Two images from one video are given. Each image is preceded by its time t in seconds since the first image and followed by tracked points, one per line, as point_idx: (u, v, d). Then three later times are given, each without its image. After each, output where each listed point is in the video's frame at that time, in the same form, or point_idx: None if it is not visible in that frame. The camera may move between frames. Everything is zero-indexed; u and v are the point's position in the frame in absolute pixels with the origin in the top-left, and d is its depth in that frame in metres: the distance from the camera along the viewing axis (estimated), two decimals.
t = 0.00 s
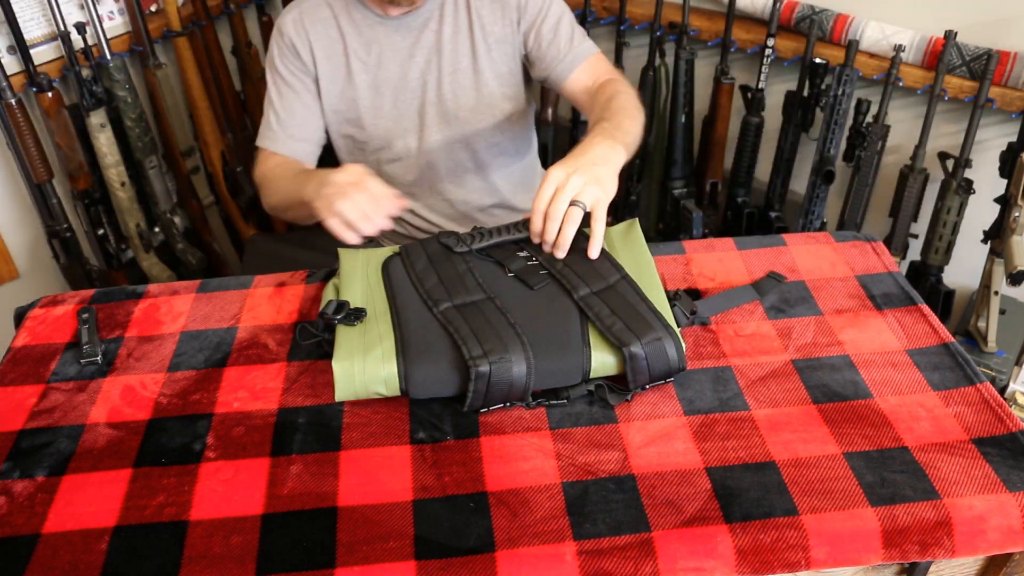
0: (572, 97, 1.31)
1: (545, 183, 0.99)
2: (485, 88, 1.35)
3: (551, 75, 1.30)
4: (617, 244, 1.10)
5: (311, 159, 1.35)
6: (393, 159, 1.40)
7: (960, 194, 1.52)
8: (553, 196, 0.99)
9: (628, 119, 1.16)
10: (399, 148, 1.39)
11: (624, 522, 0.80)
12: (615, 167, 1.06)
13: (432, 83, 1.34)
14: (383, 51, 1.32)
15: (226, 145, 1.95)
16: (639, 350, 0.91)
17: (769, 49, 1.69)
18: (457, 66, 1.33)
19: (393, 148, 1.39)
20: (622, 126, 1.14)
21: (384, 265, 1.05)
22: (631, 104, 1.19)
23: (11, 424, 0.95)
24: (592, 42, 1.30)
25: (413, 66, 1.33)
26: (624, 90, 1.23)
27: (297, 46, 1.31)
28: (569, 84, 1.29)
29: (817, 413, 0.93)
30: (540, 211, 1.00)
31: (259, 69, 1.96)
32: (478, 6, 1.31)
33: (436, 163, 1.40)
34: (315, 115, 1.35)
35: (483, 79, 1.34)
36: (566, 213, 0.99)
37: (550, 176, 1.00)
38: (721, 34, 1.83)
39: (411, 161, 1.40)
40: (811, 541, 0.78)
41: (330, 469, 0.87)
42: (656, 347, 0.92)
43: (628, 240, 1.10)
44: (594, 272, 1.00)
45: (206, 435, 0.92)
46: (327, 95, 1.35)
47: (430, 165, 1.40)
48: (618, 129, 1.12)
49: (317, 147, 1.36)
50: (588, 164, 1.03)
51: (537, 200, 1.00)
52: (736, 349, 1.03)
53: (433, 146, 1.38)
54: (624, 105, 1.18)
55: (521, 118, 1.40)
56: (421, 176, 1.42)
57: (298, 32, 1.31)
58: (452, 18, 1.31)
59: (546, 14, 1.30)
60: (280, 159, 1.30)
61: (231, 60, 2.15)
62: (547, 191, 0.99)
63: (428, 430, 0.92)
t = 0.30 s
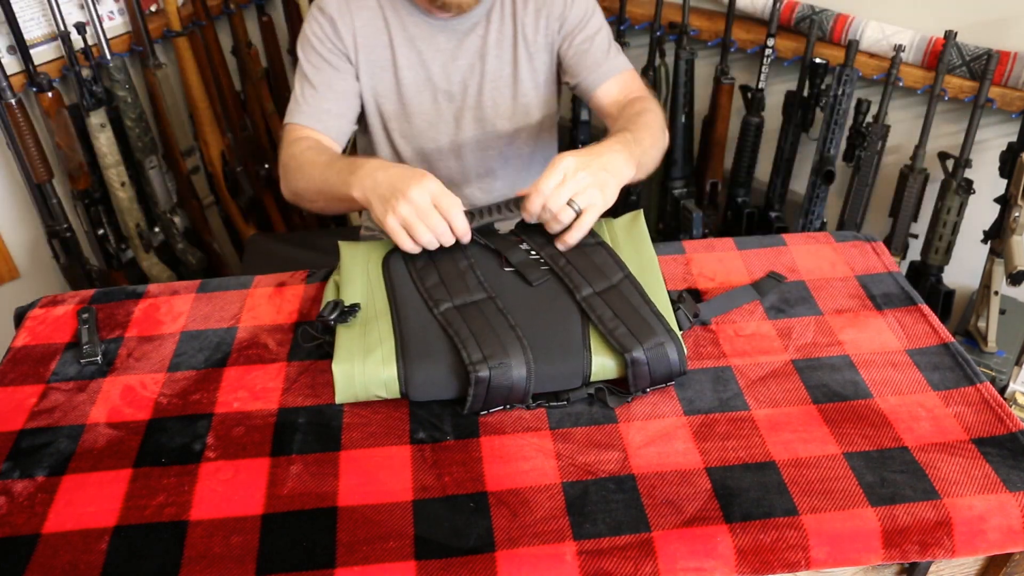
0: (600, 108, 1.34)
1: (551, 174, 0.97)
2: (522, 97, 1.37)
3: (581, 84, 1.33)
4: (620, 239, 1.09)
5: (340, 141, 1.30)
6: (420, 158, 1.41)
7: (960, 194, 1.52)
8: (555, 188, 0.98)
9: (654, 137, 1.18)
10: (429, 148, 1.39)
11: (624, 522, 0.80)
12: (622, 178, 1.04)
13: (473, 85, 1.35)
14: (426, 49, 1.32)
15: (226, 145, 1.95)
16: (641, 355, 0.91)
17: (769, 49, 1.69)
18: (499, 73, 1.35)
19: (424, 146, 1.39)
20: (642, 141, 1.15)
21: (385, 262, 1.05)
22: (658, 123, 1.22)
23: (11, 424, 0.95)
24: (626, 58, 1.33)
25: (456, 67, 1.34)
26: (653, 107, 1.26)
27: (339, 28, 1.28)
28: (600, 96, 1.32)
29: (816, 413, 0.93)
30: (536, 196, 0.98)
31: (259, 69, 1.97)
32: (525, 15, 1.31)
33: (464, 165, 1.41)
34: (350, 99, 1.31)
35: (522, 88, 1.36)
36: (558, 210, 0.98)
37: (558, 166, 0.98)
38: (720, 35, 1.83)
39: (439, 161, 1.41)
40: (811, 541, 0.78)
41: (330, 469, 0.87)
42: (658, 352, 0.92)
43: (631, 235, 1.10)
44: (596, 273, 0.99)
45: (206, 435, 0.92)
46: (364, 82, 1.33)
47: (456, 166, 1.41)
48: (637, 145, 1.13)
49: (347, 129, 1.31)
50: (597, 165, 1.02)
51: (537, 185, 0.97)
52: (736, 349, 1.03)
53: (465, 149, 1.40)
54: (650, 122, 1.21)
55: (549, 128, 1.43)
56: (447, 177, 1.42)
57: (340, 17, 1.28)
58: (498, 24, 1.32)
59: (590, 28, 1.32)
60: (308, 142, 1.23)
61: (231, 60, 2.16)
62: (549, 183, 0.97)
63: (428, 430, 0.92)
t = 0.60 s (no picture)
0: (616, 120, 1.36)
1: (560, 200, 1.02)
2: (542, 106, 1.37)
3: (600, 95, 1.35)
4: (618, 239, 1.10)
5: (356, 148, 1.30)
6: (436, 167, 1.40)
7: (960, 194, 1.52)
8: (563, 212, 1.02)
9: (665, 154, 1.21)
10: (446, 157, 1.39)
11: (624, 522, 0.80)
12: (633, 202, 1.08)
13: (494, 93, 1.35)
14: (447, 56, 1.32)
15: (226, 145, 1.96)
16: (639, 354, 0.91)
17: (769, 49, 1.69)
18: (520, 81, 1.35)
19: (442, 155, 1.38)
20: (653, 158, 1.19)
21: (384, 262, 1.05)
22: (672, 140, 1.25)
23: (11, 424, 0.95)
24: (645, 72, 1.35)
25: (477, 75, 1.34)
26: (667, 123, 1.28)
27: (359, 35, 1.28)
28: (617, 109, 1.34)
29: (816, 413, 0.93)
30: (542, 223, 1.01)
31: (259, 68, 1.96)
32: (549, 23, 1.32)
33: (480, 174, 1.40)
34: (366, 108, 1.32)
35: (542, 98, 1.36)
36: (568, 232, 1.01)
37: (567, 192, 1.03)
38: (720, 34, 1.83)
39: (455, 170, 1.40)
40: (811, 541, 0.78)
41: (330, 469, 0.87)
42: (656, 350, 0.92)
43: (629, 235, 1.10)
44: (595, 273, 1.00)
45: (206, 435, 0.92)
46: (382, 89, 1.33)
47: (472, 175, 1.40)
48: (650, 160, 1.17)
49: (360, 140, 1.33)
50: (609, 189, 1.06)
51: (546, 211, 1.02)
52: (736, 349, 1.03)
53: (483, 158, 1.39)
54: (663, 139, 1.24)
55: (565, 138, 1.43)
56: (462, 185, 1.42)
57: (362, 22, 1.28)
58: (521, 32, 1.33)
59: (614, 39, 1.34)
60: (321, 151, 1.28)
61: (231, 60, 2.16)
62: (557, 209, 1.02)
63: (428, 430, 0.92)
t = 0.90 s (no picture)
0: (610, 115, 1.35)
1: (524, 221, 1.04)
2: (538, 106, 1.36)
3: (594, 92, 1.34)
4: (618, 245, 1.10)
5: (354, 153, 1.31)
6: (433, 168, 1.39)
7: (960, 194, 1.52)
8: (534, 230, 1.03)
9: (646, 149, 1.21)
10: (441, 158, 1.38)
11: (624, 522, 0.80)
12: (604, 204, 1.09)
13: (490, 93, 1.35)
14: (442, 58, 1.32)
15: (226, 145, 1.96)
16: (638, 351, 0.91)
17: (769, 49, 1.69)
18: (515, 81, 1.35)
19: (438, 156, 1.38)
20: (634, 155, 1.19)
21: (385, 264, 1.05)
22: (659, 136, 1.24)
23: (11, 424, 0.95)
24: (640, 66, 1.34)
25: (473, 75, 1.34)
26: (658, 120, 1.27)
27: (352, 41, 1.28)
28: (610, 104, 1.33)
29: (817, 413, 0.93)
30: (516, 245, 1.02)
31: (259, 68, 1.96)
32: (544, 23, 1.33)
33: (477, 174, 1.39)
34: (359, 112, 1.34)
35: (538, 98, 1.36)
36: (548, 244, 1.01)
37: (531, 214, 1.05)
38: (720, 34, 1.83)
39: (451, 171, 1.39)
40: (811, 541, 0.78)
41: (330, 469, 0.87)
42: (655, 348, 0.92)
43: (629, 240, 1.10)
44: (594, 274, 1.00)
45: (206, 435, 0.92)
46: (376, 92, 1.33)
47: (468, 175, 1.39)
48: (626, 158, 1.18)
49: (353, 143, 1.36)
50: (576, 197, 1.08)
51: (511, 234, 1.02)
52: (736, 349, 1.03)
53: (479, 158, 1.38)
54: (653, 137, 1.24)
55: (562, 135, 1.42)
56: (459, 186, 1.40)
57: (356, 26, 1.28)
58: (516, 33, 1.33)
59: (608, 36, 1.33)
60: (322, 158, 1.31)
61: (231, 61, 2.16)
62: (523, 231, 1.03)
63: (428, 430, 0.92)
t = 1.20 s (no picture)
0: (598, 113, 1.33)
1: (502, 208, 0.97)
2: (527, 102, 1.36)
3: (584, 91, 1.33)
4: (618, 246, 1.09)
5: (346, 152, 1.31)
6: (423, 167, 1.39)
7: (960, 194, 1.52)
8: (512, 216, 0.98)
9: (631, 150, 1.17)
10: (431, 154, 1.38)
11: (624, 522, 0.80)
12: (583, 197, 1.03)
13: (479, 90, 1.34)
14: (429, 55, 1.31)
15: (226, 145, 1.96)
16: (638, 351, 0.91)
17: (769, 49, 1.69)
18: (505, 77, 1.34)
19: (427, 153, 1.37)
20: (618, 156, 1.15)
21: (385, 264, 1.05)
22: (646, 137, 1.21)
23: (11, 424, 0.95)
24: (630, 64, 1.32)
25: (461, 72, 1.33)
26: (645, 119, 1.25)
27: (341, 38, 1.29)
28: (598, 103, 1.32)
29: (817, 413, 0.93)
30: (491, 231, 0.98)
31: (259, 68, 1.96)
32: (531, 19, 1.32)
33: (470, 172, 1.39)
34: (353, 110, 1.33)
35: (528, 94, 1.35)
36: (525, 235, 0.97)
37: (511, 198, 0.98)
38: (720, 35, 1.83)
39: (442, 169, 1.39)
40: (811, 541, 0.78)
41: (330, 469, 0.87)
42: (655, 348, 0.92)
43: (629, 242, 1.10)
44: (594, 274, 1.00)
45: (206, 435, 0.92)
46: (367, 90, 1.33)
47: (459, 174, 1.40)
48: (611, 157, 1.14)
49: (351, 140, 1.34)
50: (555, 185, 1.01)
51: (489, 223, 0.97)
52: (736, 349, 1.03)
53: (470, 156, 1.38)
54: (641, 136, 1.21)
55: (554, 131, 1.41)
56: (451, 184, 1.41)
57: (344, 26, 1.29)
58: (504, 29, 1.32)
59: (595, 33, 1.32)
60: (316, 156, 1.28)
61: (231, 60, 2.16)
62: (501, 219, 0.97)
63: (428, 430, 0.92)
